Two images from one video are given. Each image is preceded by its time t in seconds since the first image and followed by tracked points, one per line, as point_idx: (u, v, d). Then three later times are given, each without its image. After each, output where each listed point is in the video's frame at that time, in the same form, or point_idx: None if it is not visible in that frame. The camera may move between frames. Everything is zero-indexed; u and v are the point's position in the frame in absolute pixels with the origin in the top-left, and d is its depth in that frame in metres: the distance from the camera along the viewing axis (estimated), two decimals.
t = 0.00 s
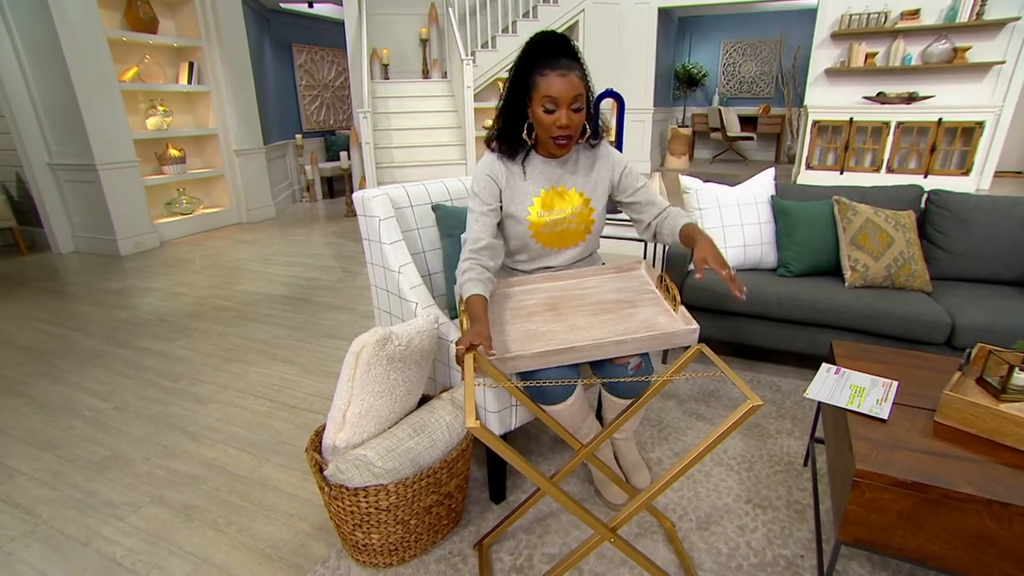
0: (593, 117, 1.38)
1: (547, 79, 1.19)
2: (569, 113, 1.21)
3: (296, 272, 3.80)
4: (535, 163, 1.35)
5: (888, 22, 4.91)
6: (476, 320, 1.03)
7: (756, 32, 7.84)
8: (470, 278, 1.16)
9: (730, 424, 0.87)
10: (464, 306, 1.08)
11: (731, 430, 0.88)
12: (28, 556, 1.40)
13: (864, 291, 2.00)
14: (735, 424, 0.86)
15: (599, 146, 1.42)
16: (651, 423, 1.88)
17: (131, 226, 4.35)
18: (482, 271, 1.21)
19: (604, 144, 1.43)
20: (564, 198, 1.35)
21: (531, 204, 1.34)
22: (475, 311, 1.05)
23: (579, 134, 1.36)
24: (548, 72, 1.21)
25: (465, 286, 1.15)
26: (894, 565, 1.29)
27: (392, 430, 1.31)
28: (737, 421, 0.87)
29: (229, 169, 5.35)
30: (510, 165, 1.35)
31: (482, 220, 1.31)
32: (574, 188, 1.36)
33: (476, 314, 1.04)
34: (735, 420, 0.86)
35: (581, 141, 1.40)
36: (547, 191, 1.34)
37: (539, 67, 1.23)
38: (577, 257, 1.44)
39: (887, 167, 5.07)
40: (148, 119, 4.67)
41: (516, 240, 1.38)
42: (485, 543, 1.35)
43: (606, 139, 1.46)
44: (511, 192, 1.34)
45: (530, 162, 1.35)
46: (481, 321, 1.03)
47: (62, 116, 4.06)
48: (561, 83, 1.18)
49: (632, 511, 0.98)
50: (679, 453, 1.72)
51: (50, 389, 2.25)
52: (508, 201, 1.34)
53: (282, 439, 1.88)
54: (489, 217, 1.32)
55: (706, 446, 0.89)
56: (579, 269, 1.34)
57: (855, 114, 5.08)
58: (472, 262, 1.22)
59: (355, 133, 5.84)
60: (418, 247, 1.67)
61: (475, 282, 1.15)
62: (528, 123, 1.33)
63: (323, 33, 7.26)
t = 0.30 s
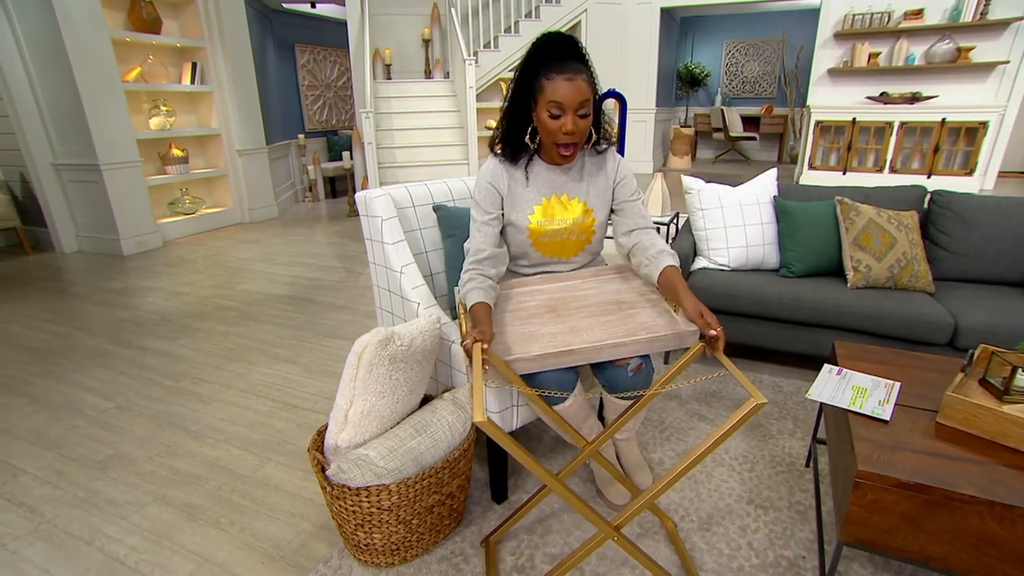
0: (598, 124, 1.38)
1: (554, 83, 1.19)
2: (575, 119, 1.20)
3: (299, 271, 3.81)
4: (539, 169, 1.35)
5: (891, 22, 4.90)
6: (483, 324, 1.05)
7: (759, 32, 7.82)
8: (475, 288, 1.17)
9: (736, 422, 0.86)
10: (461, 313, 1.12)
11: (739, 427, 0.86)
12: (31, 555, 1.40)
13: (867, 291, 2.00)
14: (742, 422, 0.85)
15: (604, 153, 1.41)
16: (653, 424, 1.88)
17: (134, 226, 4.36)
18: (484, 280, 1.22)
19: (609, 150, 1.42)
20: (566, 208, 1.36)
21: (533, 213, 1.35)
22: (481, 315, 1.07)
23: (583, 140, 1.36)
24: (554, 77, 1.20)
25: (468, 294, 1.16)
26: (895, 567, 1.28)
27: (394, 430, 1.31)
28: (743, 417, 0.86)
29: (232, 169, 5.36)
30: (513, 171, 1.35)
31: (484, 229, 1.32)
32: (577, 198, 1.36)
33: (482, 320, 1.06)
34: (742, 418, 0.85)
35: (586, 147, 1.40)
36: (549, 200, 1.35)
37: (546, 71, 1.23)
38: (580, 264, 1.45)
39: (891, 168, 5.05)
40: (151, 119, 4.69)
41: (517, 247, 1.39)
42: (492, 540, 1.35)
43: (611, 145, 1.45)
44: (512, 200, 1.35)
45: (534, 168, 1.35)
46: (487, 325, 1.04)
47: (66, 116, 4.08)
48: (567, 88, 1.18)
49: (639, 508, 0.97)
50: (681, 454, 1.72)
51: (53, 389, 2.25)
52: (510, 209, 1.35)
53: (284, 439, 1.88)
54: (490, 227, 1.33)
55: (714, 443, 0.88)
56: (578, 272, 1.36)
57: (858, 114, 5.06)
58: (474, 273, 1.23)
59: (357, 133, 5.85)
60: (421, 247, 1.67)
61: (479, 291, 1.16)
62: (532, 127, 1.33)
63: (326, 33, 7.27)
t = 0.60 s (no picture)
0: (601, 128, 1.39)
1: (556, 89, 1.18)
2: (578, 126, 1.20)
3: (299, 271, 3.81)
4: (541, 175, 1.36)
5: (891, 22, 4.90)
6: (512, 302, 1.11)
7: (759, 32, 7.82)
8: (490, 277, 1.24)
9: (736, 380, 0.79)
10: (460, 316, 1.16)
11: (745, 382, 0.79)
12: (32, 554, 1.41)
13: (867, 291, 2.00)
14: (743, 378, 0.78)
15: (607, 158, 1.42)
16: (654, 424, 1.88)
17: (135, 226, 4.36)
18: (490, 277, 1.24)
19: (613, 155, 1.43)
20: (568, 213, 1.36)
21: (535, 218, 1.35)
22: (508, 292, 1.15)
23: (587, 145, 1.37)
24: (558, 82, 1.20)
25: (484, 284, 1.24)
26: (896, 567, 1.28)
27: (394, 429, 1.31)
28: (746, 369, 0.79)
29: (232, 169, 5.36)
30: (516, 176, 1.36)
31: (487, 233, 1.33)
32: (580, 204, 1.37)
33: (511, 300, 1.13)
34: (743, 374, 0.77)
35: (589, 151, 1.40)
36: (551, 206, 1.35)
37: (549, 76, 1.23)
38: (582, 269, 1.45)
39: (891, 168, 5.05)
40: (151, 119, 4.69)
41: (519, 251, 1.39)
42: (536, 537, 1.37)
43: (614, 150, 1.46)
44: (515, 205, 1.35)
45: (536, 173, 1.36)
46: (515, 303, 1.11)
47: (67, 116, 4.08)
48: (570, 94, 1.17)
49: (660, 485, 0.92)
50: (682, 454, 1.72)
51: (53, 389, 2.25)
52: (512, 213, 1.35)
53: (285, 439, 1.88)
54: (492, 232, 1.33)
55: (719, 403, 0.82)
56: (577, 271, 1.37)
57: (858, 114, 5.06)
58: (487, 265, 1.29)
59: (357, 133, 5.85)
60: (421, 247, 1.67)
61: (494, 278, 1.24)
62: (535, 131, 1.32)
63: (326, 32, 7.26)
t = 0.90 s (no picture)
0: (605, 129, 1.39)
1: (559, 88, 1.18)
2: (580, 125, 1.20)
3: (299, 271, 3.81)
4: (545, 174, 1.36)
5: (892, 22, 4.90)
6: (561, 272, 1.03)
7: (760, 32, 7.82)
8: (523, 262, 1.21)
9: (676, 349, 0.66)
10: (462, 316, 1.19)
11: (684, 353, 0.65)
12: (33, 554, 1.41)
13: (868, 291, 2.00)
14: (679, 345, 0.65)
15: (610, 159, 1.43)
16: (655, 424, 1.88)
17: (135, 226, 4.36)
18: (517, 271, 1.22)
19: (615, 155, 1.44)
20: (572, 214, 1.36)
21: (540, 218, 1.34)
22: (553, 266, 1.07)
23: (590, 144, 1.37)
24: (560, 81, 1.20)
25: (518, 271, 1.20)
26: (897, 567, 1.28)
27: (396, 429, 1.31)
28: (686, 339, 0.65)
29: (233, 169, 5.36)
30: (521, 175, 1.36)
31: (496, 230, 1.31)
32: (583, 204, 1.37)
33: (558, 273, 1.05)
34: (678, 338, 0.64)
35: (592, 152, 1.41)
36: (554, 206, 1.35)
37: (552, 75, 1.22)
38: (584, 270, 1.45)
39: (892, 167, 5.05)
40: (152, 119, 4.69)
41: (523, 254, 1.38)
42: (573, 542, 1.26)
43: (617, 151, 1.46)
44: (519, 204, 1.35)
45: (540, 173, 1.36)
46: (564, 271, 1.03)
47: (68, 117, 4.08)
48: (572, 93, 1.16)
49: (628, 464, 0.77)
50: (683, 454, 1.72)
51: (54, 389, 2.25)
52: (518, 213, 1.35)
53: (286, 439, 1.88)
54: (503, 227, 1.32)
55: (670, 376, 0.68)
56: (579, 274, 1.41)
57: (859, 114, 5.05)
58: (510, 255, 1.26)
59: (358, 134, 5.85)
60: (422, 247, 1.67)
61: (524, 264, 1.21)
62: (537, 131, 1.33)
63: (326, 32, 7.26)
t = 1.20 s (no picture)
0: (605, 127, 1.38)
1: (556, 82, 1.19)
2: (577, 119, 1.21)
3: (300, 271, 3.81)
4: (544, 171, 1.36)
5: (893, 22, 4.90)
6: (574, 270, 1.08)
7: (760, 32, 7.82)
8: (530, 259, 1.20)
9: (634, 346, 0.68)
10: (464, 315, 1.19)
11: (645, 350, 0.67)
12: (35, 554, 1.41)
13: (869, 292, 2.00)
14: (638, 343, 0.67)
15: (610, 157, 1.42)
16: (656, 424, 1.88)
17: (136, 226, 4.36)
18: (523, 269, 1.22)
19: (616, 154, 1.43)
20: (572, 211, 1.36)
21: (540, 215, 1.35)
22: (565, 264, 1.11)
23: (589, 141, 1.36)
24: (558, 75, 1.21)
25: (525, 267, 1.19)
26: (898, 567, 1.28)
27: (397, 430, 1.31)
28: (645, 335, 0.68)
29: (233, 169, 5.36)
30: (521, 172, 1.36)
31: (496, 227, 1.31)
32: (583, 202, 1.37)
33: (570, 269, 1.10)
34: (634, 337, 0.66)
35: (592, 150, 1.40)
36: (555, 203, 1.35)
37: (549, 69, 1.23)
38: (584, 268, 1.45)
39: (892, 167, 5.05)
40: (153, 119, 4.69)
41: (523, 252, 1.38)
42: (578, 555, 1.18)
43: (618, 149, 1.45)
44: (519, 201, 1.35)
45: (539, 170, 1.36)
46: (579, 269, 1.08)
47: (68, 116, 4.08)
48: (570, 88, 1.18)
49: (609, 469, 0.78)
50: (683, 454, 1.72)
51: (55, 389, 2.26)
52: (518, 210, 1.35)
53: (287, 439, 1.89)
54: (502, 223, 1.32)
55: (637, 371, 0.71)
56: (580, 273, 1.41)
57: (859, 114, 5.05)
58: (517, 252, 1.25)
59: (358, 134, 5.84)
60: (423, 247, 1.67)
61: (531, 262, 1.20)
62: (536, 127, 1.34)
63: (326, 32, 7.26)
